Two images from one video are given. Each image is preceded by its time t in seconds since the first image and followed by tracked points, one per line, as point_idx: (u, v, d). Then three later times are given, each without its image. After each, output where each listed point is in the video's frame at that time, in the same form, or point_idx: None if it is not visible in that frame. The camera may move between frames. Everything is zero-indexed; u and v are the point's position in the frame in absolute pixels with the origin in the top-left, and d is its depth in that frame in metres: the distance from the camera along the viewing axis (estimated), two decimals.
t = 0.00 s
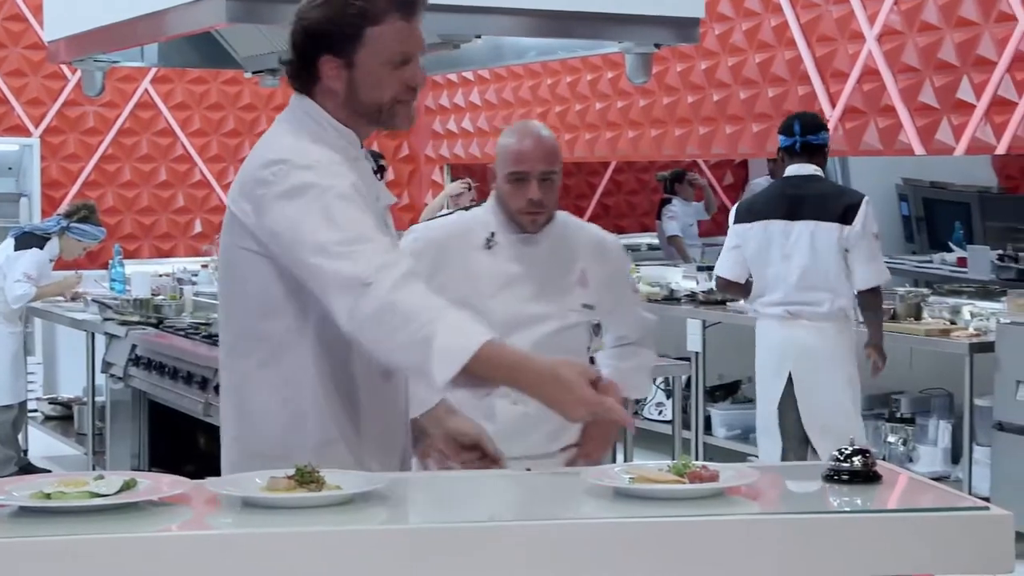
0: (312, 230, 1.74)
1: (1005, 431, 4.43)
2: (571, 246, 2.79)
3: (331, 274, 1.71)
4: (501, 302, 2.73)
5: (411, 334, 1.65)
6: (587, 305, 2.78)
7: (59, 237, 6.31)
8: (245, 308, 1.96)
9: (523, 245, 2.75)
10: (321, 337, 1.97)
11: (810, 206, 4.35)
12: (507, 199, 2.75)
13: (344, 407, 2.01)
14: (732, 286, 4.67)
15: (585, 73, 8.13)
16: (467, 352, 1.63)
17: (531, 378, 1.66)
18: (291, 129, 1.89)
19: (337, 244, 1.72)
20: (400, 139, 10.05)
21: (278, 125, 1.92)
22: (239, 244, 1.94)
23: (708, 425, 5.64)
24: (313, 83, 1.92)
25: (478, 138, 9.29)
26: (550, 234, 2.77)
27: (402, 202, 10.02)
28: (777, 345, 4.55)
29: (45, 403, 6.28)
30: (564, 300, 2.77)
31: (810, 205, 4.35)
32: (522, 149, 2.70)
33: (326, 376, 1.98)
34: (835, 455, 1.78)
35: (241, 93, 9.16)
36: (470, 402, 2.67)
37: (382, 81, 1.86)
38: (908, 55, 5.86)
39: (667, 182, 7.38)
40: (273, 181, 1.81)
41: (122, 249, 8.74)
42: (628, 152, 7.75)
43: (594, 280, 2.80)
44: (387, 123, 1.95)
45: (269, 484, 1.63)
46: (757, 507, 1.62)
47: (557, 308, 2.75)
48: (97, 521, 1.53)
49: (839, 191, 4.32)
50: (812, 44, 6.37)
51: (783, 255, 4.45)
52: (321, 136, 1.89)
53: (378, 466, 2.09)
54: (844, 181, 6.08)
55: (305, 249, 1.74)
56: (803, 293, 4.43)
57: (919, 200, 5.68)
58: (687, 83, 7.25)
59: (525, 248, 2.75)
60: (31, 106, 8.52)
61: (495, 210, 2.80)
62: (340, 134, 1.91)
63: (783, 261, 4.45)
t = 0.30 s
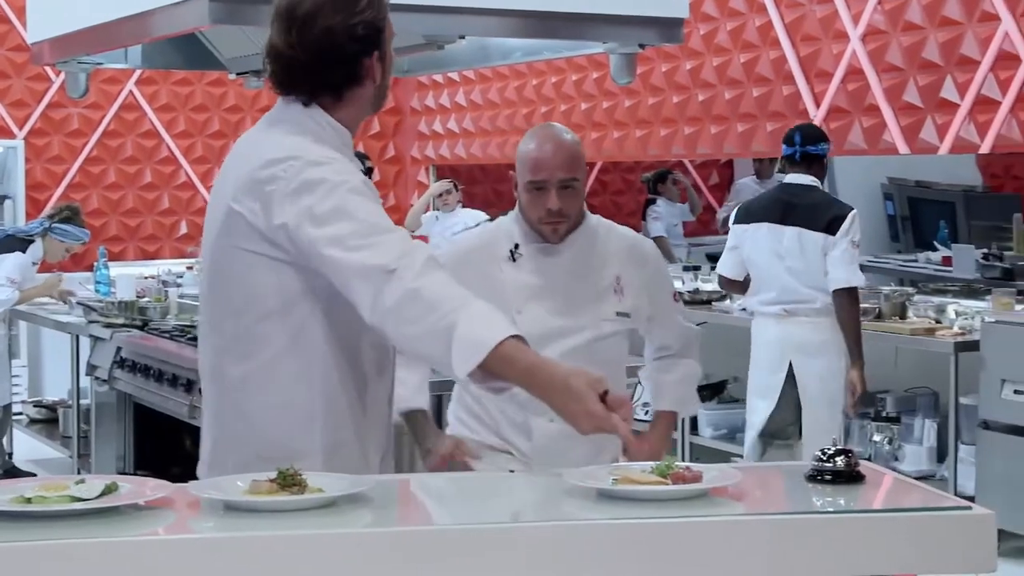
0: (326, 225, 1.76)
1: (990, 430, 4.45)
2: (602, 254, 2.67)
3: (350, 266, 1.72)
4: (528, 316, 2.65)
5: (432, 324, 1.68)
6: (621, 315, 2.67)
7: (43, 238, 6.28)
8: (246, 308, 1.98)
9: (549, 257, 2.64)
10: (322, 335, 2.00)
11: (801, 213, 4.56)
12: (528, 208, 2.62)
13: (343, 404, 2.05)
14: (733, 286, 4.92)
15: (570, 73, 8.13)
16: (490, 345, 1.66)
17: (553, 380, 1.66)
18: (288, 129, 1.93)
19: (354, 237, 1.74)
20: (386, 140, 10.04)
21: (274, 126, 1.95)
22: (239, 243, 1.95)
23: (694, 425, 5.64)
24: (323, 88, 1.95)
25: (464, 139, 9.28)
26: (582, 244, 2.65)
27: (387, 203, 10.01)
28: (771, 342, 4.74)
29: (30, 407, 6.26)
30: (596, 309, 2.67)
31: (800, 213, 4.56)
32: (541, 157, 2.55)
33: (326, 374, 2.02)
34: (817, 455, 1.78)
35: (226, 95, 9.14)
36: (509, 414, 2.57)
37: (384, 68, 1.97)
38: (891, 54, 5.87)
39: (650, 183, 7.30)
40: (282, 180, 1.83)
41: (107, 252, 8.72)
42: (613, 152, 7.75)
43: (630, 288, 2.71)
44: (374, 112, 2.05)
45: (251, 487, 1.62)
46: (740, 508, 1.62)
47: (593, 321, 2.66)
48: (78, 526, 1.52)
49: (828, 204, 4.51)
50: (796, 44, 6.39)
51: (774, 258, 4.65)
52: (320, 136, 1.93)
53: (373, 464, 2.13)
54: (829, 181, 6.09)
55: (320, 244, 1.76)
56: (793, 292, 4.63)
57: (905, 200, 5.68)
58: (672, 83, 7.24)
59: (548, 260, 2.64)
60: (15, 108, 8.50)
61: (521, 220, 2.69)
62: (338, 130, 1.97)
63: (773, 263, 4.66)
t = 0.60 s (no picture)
0: (312, 231, 1.77)
1: (971, 436, 4.45)
2: (604, 256, 2.42)
3: (335, 272, 1.73)
4: (543, 335, 2.36)
5: (409, 329, 1.68)
6: (636, 318, 2.43)
7: (20, 246, 6.34)
8: (234, 315, 1.98)
9: (553, 268, 2.38)
10: (309, 343, 2.01)
11: (774, 213, 4.81)
12: (526, 219, 2.33)
13: (326, 413, 2.05)
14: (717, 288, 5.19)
15: (554, 80, 8.13)
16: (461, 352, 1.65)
17: (519, 386, 1.65)
18: (273, 136, 1.94)
19: (337, 242, 1.75)
20: (369, 147, 10.01)
21: (257, 134, 1.96)
22: (227, 251, 1.94)
23: (677, 432, 5.65)
24: (306, 95, 1.95)
25: (447, 146, 9.29)
26: (584, 250, 2.40)
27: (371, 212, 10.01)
28: (752, 337, 5.01)
29: (11, 417, 6.24)
30: (609, 318, 2.41)
31: (775, 213, 4.81)
32: (539, 160, 2.26)
33: (312, 383, 2.02)
34: (798, 464, 1.78)
35: (209, 102, 9.12)
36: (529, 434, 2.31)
37: (365, 75, 1.96)
38: (873, 61, 5.88)
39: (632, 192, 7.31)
40: (268, 188, 1.84)
41: (89, 260, 8.69)
42: (597, 160, 7.76)
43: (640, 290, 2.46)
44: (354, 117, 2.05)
45: (230, 499, 1.62)
46: (720, 517, 1.61)
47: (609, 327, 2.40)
48: (55, 538, 1.51)
49: (795, 203, 4.76)
50: (779, 51, 6.40)
51: (750, 256, 4.91)
52: (303, 143, 1.94)
53: (355, 473, 2.13)
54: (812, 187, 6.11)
55: (306, 250, 1.77)
56: (768, 288, 4.89)
57: (888, 206, 5.73)
58: (655, 90, 7.25)
59: (552, 271, 2.38)
60: None
61: (516, 235, 2.40)
62: (320, 137, 1.97)
63: (750, 261, 4.92)
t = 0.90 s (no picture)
0: (299, 237, 1.78)
1: (958, 444, 4.46)
2: (628, 269, 2.32)
3: (319, 277, 1.74)
4: (558, 357, 2.30)
5: (392, 333, 1.68)
6: (652, 338, 2.32)
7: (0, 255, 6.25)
8: (220, 323, 1.97)
9: (576, 288, 2.29)
10: (295, 350, 2.00)
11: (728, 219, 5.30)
12: (547, 235, 2.23)
13: (312, 420, 2.04)
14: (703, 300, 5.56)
15: (541, 89, 8.15)
16: (442, 351, 1.65)
17: (500, 386, 1.65)
18: (264, 145, 1.94)
19: (322, 248, 1.75)
20: (356, 156, 10.00)
21: (244, 143, 1.96)
22: (212, 259, 1.94)
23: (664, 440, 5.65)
24: (292, 104, 1.95)
25: (435, 155, 9.31)
26: (611, 269, 2.30)
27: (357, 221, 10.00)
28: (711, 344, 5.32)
29: None
30: (627, 336, 2.31)
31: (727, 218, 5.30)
32: (561, 175, 2.15)
33: (298, 390, 2.01)
34: (782, 474, 1.79)
35: (195, 112, 9.11)
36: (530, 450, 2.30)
37: (351, 86, 1.97)
38: (859, 70, 5.90)
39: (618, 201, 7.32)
40: (255, 196, 1.84)
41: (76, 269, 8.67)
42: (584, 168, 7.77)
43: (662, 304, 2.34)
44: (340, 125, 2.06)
45: (213, 509, 1.61)
46: (706, 526, 1.62)
47: (623, 348, 2.32)
48: (39, 549, 1.51)
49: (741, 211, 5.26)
50: (765, 60, 6.41)
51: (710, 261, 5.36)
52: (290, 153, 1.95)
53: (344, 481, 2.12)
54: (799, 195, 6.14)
55: (293, 256, 1.78)
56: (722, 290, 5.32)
57: (874, 215, 5.77)
58: (641, 99, 7.26)
59: (574, 290, 2.29)
60: None
61: (540, 248, 2.32)
62: (307, 147, 1.98)
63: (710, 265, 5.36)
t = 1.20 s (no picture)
0: (294, 239, 1.78)
1: (949, 448, 4.46)
2: (631, 287, 2.19)
3: (313, 278, 1.73)
4: (563, 380, 2.17)
5: (385, 334, 1.68)
6: (653, 360, 2.19)
7: None
8: (214, 324, 1.97)
9: (583, 313, 2.17)
10: (290, 351, 2.00)
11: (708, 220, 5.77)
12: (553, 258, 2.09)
13: (305, 422, 2.04)
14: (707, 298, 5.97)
15: (531, 93, 8.16)
16: (437, 353, 1.65)
17: (490, 386, 1.64)
18: (260, 149, 1.94)
19: (317, 249, 1.75)
20: (347, 160, 9.99)
21: (236, 146, 1.96)
22: (206, 260, 1.94)
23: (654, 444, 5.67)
24: (282, 107, 1.94)
25: (426, 159, 9.33)
26: (619, 291, 2.18)
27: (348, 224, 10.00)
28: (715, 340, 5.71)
29: None
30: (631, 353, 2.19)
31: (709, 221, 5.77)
32: (568, 193, 2.01)
33: (293, 391, 2.01)
34: (772, 478, 1.79)
35: (185, 116, 9.11)
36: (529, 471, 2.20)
37: (340, 90, 1.97)
38: (849, 74, 5.91)
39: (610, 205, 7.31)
40: (251, 198, 1.84)
41: (66, 273, 8.65)
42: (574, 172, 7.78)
43: (663, 321, 2.21)
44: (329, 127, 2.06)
45: (203, 513, 1.61)
46: (696, 531, 1.61)
47: (623, 370, 2.19)
48: (27, 552, 1.50)
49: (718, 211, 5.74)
50: (756, 64, 6.42)
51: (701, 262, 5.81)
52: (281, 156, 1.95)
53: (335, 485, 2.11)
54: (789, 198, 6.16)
55: (288, 257, 1.77)
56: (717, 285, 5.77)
57: (865, 218, 5.78)
58: (632, 103, 7.27)
59: (581, 314, 2.17)
60: None
61: (547, 266, 2.19)
62: (298, 150, 1.98)
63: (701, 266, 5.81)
